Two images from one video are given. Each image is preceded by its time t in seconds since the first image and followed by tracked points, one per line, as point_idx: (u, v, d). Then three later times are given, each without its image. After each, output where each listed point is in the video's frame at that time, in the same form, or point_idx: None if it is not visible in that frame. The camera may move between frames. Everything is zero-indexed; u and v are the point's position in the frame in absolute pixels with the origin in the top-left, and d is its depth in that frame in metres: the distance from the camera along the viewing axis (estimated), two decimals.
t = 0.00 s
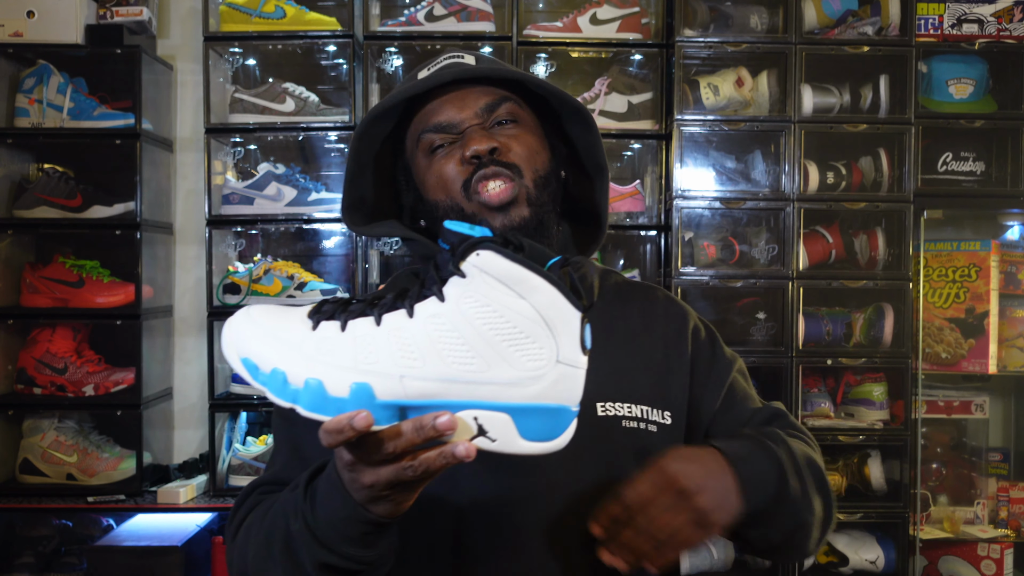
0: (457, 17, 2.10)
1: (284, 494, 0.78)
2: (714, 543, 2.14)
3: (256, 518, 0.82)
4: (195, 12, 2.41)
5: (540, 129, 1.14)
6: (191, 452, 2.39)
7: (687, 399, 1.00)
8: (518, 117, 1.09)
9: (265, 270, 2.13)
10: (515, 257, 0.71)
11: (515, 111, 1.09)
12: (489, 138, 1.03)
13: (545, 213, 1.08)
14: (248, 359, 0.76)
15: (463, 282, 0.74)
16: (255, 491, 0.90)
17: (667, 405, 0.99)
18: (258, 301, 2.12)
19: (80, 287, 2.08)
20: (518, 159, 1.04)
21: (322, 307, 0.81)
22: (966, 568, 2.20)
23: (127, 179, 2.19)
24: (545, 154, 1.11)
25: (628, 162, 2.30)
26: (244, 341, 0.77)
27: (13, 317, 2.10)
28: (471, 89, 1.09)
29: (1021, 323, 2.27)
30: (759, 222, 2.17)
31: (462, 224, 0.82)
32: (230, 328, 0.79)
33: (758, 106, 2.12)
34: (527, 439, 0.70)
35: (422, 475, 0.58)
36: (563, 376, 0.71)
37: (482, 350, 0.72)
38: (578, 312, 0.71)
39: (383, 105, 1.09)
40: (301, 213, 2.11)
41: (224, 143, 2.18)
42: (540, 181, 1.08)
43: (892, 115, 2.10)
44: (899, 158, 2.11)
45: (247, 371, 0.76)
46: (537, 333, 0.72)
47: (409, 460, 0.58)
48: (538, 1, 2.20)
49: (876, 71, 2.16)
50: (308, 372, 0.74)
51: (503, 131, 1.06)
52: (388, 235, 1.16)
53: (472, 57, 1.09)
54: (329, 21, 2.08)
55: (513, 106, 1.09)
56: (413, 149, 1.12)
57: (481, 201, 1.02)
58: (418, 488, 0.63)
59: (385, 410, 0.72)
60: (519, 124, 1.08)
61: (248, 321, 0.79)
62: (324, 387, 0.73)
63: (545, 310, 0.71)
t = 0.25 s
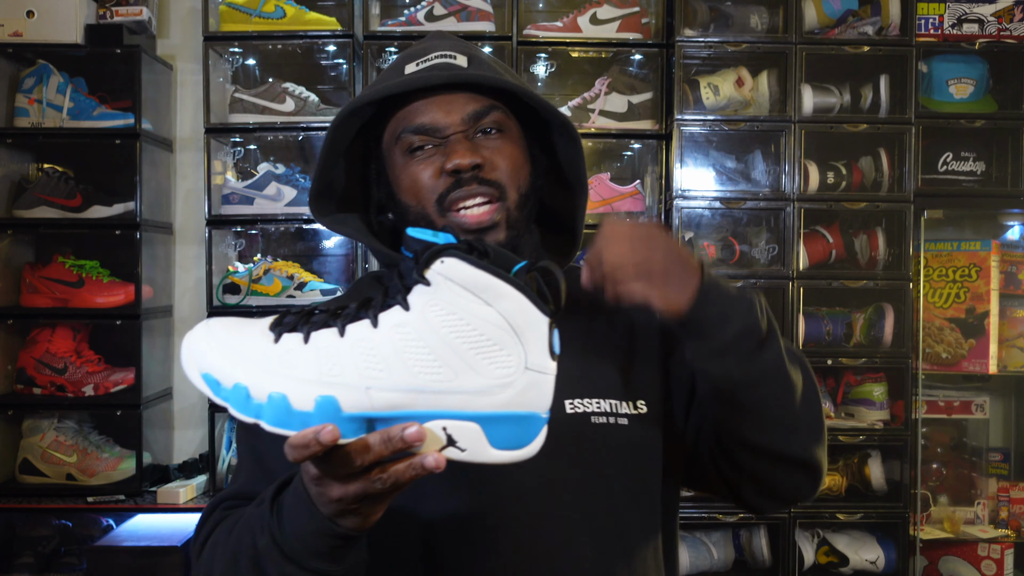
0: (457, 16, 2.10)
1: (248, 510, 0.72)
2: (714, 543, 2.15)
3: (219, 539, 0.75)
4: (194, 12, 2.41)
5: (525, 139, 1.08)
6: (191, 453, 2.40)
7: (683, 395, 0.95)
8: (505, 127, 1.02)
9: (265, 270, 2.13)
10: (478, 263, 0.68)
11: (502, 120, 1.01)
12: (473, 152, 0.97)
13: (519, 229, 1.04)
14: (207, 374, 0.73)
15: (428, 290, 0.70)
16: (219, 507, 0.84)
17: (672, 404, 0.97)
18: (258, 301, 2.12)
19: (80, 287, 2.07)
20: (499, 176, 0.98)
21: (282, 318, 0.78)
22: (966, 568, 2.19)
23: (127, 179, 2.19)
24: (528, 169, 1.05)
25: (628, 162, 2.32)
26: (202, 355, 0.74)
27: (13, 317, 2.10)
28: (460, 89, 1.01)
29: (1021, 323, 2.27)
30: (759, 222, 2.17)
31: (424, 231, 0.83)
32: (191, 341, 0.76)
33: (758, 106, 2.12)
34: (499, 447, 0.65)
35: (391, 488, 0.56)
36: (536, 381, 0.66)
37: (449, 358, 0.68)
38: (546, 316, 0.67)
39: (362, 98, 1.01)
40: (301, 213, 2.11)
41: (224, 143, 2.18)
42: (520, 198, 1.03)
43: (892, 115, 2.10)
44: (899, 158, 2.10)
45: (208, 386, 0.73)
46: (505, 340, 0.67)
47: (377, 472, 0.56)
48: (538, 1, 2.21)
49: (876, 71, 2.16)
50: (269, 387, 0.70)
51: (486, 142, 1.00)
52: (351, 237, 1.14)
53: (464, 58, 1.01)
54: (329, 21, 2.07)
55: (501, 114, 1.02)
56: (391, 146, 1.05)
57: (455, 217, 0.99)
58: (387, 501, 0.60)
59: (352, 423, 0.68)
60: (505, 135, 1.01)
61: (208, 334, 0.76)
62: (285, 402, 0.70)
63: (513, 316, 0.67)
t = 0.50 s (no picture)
0: (457, 16, 2.10)
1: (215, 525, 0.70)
2: (714, 543, 2.15)
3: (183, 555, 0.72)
4: (194, 12, 2.41)
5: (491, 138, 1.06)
6: (191, 453, 2.40)
7: (658, 392, 0.97)
8: (472, 125, 1.01)
9: (265, 270, 2.13)
10: (443, 270, 0.66)
11: (469, 118, 1.00)
12: (439, 149, 0.96)
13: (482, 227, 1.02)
14: (164, 390, 0.69)
15: (391, 300, 0.68)
16: (182, 522, 0.80)
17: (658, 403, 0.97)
18: (258, 301, 2.12)
19: (80, 287, 2.08)
20: (463, 173, 0.97)
21: (240, 331, 0.74)
22: (965, 568, 2.20)
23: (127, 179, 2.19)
24: (492, 167, 1.04)
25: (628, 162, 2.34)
26: (158, 371, 0.70)
27: (13, 317, 2.10)
28: (428, 83, 0.98)
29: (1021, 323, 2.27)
30: (759, 222, 2.17)
31: (386, 238, 0.75)
32: (146, 357, 0.72)
33: (758, 106, 2.12)
34: (466, 456, 0.65)
35: (358, 500, 0.55)
36: (503, 389, 0.66)
37: (415, 368, 0.66)
38: (512, 322, 0.67)
39: (328, 85, 0.97)
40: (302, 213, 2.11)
41: (224, 143, 2.18)
42: (483, 196, 1.02)
43: (892, 115, 2.10)
44: (899, 158, 2.10)
45: (166, 404, 0.69)
46: (472, 348, 0.67)
47: (346, 485, 0.55)
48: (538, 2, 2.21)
49: (876, 71, 2.16)
50: (230, 403, 0.67)
51: (453, 139, 0.98)
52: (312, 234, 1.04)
53: (434, 53, 0.97)
54: (329, 21, 2.07)
55: (468, 112, 1.00)
56: (357, 138, 1.02)
57: (418, 212, 0.97)
58: (356, 514, 0.59)
59: (318, 437, 0.66)
60: (472, 134, 1.00)
61: (164, 349, 0.72)
62: (248, 418, 0.67)
63: (479, 324, 0.66)
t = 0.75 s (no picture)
0: (457, 16, 2.10)
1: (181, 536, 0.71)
2: (714, 543, 2.15)
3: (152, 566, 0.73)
4: (194, 11, 2.41)
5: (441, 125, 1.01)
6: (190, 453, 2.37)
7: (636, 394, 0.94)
8: (418, 113, 0.95)
9: (265, 270, 2.13)
10: (412, 281, 0.61)
11: (413, 106, 0.95)
12: (384, 136, 0.90)
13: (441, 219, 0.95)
14: (127, 402, 0.64)
15: (357, 311, 0.62)
16: (151, 532, 0.81)
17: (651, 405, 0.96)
18: (258, 301, 2.12)
19: (79, 287, 2.07)
20: (414, 160, 0.91)
21: (207, 339, 0.69)
22: (966, 568, 2.19)
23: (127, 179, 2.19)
24: (445, 154, 0.97)
25: (627, 163, 2.32)
26: (121, 382, 0.65)
27: (12, 317, 2.09)
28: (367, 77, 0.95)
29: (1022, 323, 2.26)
30: (759, 222, 2.17)
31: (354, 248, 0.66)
32: (109, 367, 0.66)
33: (758, 106, 2.12)
34: (436, 472, 0.60)
35: (322, 513, 0.53)
36: (475, 402, 0.61)
37: (381, 382, 0.60)
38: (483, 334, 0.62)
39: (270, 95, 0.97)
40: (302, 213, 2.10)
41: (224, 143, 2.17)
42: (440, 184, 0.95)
43: (893, 115, 2.09)
44: (900, 158, 2.10)
45: (130, 415, 0.64)
46: (442, 360, 0.61)
47: (311, 499, 0.53)
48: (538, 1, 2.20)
49: (877, 71, 2.15)
50: (194, 415, 0.62)
51: (398, 129, 0.93)
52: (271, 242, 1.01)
53: (369, 47, 0.95)
54: (329, 21, 2.07)
55: (411, 100, 0.95)
56: (304, 143, 0.98)
57: (372, 207, 0.90)
58: (321, 525, 0.58)
59: (283, 452, 0.61)
60: (418, 121, 0.95)
61: (127, 359, 0.66)
62: (212, 430, 0.61)
63: (450, 335, 0.61)
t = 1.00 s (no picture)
0: (457, 16, 2.10)
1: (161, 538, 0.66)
2: (714, 544, 2.15)
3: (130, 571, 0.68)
4: (194, 11, 2.41)
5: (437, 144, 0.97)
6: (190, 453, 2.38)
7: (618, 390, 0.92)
8: (417, 129, 0.91)
9: (265, 270, 2.13)
10: (391, 259, 0.61)
11: (414, 122, 0.91)
12: (381, 151, 0.86)
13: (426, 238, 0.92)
14: (105, 394, 0.61)
15: (337, 293, 0.61)
16: (125, 540, 0.76)
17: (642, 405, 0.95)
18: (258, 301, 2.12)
19: (79, 287, 2.07)
20: (407, 179, 0.87)
21: (184, 330, 0.66)
22: (966, 568, 2.19)
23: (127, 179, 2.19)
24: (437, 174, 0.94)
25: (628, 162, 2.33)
26: (95, 374, 0.62)
27: (12, 317, 2.09)
28: (371, 85, 0.90)
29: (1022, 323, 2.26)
30: (759, 222, 2.17)
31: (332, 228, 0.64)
32: (84, 361, 0.63)
33: (758, 106, 2.12)
34: (422, 450, 0.59)
35: (310, 498, 0.51)
36: (456, 379, 0.61)
37: (364, 360, 0.60)
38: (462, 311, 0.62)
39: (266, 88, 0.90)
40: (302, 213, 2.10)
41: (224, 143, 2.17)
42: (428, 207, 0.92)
43: (893, 115, 2.09)
44: (899, 158, 2.10)
45: (108, 409, 0.61)
46: (423, 338, 0.61)
47: (298, 484, 0.51)
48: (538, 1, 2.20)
49: (877, 71, 2.16)
50: (175, 404, 0.59)
51: (396, 143, 0.89)
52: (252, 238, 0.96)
53: (381, 55, 0.89)
54: (329, 21, 2.06)
55: (413, 115, 0.91)
56: (295, 141, 0.92)
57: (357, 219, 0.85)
58: (308, 514, 0.56)
59: (270, 436, 0.58)
60: (416, 138, 0.91)
61: (103, 352, 0.63)
62: (194, 418, 0.59)
63: (430, 312, 0.61)
